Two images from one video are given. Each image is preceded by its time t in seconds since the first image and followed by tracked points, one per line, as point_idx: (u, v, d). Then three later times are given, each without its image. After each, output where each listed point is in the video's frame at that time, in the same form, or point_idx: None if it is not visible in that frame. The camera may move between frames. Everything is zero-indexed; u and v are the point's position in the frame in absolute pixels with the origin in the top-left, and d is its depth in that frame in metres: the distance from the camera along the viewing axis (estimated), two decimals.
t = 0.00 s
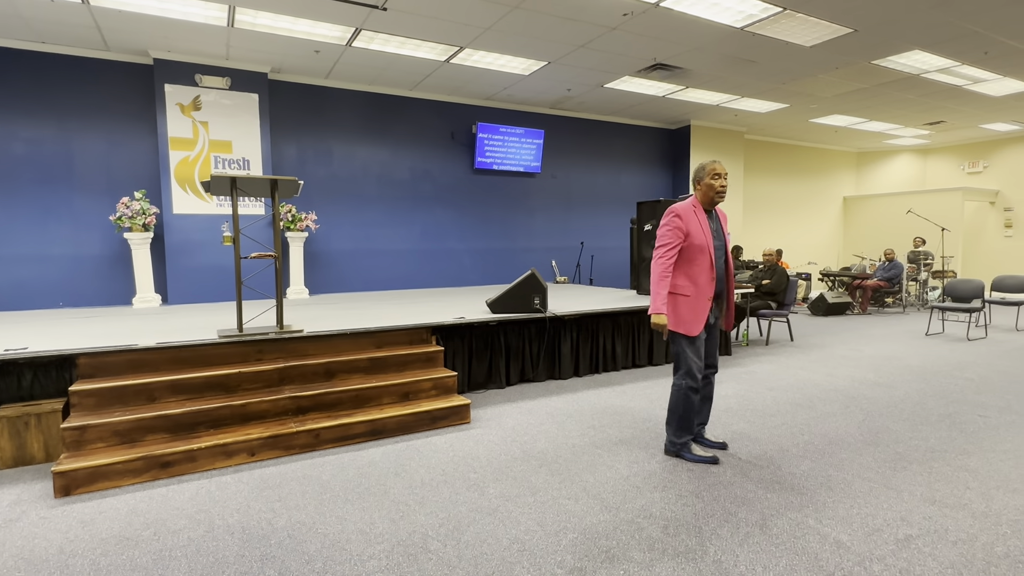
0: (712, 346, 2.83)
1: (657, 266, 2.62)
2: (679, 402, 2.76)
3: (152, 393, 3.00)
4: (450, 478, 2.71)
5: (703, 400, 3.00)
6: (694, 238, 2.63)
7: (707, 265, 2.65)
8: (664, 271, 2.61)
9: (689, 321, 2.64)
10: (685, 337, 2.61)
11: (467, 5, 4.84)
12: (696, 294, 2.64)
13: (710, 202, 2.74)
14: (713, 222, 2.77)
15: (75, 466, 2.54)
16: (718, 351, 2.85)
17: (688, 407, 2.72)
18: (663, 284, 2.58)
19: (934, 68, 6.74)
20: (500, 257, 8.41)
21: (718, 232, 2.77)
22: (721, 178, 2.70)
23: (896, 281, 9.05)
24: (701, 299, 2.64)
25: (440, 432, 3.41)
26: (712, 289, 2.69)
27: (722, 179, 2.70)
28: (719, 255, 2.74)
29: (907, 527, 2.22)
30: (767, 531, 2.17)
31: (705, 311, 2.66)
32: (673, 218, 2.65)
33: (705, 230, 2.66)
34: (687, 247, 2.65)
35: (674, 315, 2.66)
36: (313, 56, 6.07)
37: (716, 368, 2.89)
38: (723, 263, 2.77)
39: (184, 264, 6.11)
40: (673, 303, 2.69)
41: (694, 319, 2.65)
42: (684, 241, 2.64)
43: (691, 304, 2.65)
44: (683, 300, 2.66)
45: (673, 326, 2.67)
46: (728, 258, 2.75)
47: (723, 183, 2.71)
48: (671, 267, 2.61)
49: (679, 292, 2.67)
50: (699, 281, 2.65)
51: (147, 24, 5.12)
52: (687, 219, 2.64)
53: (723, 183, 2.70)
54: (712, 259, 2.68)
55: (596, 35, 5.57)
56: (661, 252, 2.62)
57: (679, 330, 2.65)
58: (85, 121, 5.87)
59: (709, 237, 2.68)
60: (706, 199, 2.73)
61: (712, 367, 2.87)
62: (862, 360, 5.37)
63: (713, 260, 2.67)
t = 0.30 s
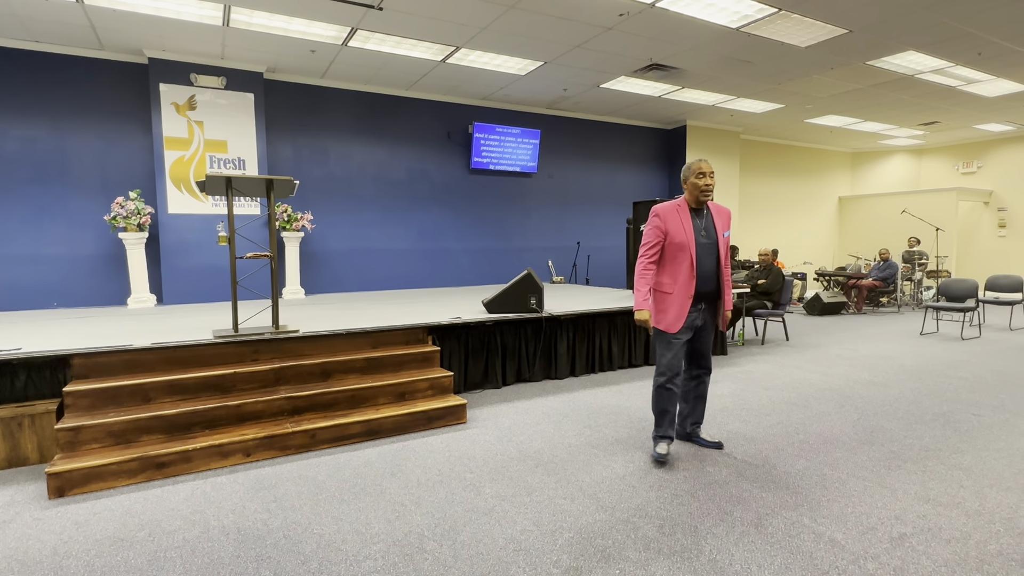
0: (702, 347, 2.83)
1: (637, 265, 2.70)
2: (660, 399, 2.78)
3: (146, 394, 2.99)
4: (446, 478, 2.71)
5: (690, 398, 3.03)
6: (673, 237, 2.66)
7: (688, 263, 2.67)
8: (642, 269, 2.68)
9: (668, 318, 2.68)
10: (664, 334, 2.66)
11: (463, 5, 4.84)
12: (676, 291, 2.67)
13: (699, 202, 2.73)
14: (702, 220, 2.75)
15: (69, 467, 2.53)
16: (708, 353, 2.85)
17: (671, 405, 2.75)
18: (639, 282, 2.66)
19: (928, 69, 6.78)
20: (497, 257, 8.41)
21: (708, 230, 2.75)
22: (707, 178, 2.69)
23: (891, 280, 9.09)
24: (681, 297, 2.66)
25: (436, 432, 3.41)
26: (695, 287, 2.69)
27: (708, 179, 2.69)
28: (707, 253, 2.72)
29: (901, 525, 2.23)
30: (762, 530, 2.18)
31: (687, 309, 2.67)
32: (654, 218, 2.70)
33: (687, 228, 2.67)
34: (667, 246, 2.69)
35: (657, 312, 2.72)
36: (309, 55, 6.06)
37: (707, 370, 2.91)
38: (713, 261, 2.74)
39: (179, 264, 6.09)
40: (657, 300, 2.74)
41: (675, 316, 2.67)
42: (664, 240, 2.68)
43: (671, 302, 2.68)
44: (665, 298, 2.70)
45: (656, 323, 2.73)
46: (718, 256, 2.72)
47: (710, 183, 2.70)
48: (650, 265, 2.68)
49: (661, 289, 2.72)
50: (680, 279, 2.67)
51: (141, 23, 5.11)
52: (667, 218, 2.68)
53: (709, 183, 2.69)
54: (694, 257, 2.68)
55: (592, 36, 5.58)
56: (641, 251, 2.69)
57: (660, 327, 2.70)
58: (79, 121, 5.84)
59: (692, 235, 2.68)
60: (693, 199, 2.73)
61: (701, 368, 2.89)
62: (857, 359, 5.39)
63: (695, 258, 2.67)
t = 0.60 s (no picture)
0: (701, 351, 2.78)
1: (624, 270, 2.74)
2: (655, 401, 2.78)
3: (148, 394, 3.00)
4: (448, 479, 2.71)
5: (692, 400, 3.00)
6: (655, 240, 2.65)
7: (673, 266, 2.64)
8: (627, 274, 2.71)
9: (656, 322, 2.67)
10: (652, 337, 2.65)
11: (465, 5, 4.84)
12: (663, 295, 2.65)
13: (680, 202, 2.69)
14: (686, 220, 2.71)
15: (72, 467, 2.54)
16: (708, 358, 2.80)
17: (665, 408, 2.75)
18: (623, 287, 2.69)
19: (931, 68, 6.76)
20: (498, 257, 8.41)
21: (694, 230, 2.70)
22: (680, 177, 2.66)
23: (894, 280, 9.06)
24: (666, 300, 2.63)
25: (437, 432, 3.41)
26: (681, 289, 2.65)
27: (681, 178, 2.66)
28: (693, 254, 2.67)
29: (903, 526, 2.22)
30: (764, 530, 2.18)
31: (674, 312, 2.64)
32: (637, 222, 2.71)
33: (669, 230, 2.65)
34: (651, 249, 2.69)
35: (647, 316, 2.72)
36: (311, 55, 6.06)
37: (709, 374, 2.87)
38: (701, 261, 2.68)
39: (182, 264, 6.10)
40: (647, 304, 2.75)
41: (662, 319, 2.66)
42: (647, 244, 2.69)
43: (658, 306, 2.67)
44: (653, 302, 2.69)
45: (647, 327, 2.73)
46: (706, 255, 2.66)
47: (685, 181, 2.65)
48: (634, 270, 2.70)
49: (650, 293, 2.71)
50: (665, 282, 2.64)
51: (144, 24, 5.11)
52: (649, 221, 2.68)
53: (684, 181, 2.65)
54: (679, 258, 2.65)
55: (593, 36, 5.57)
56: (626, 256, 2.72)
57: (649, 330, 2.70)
58: (81, 121, 5.85)
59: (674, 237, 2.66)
60: (674, 200, 2.69)
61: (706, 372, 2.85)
62: (859, 360, 5.38)
63: (679, 259, 2.63)
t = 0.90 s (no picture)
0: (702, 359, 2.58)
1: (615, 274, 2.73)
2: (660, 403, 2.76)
3: (157, 392, 3.02)
4: (454, 478, 2.71)
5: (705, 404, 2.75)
6: (639, 241, 2.62)
7: (656, 267, 2.57)
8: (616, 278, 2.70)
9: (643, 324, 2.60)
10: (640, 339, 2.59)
11: (471, 5, 4.84)
12: (647, 296, 2.58)
13: (665, 201, 2.62)
14: (672, 219, 2.63)
15: (82, 465, 2.56)
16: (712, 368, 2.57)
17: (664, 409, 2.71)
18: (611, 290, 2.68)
19: (941, 66, 6.70)
20: (505, 257, 8.41)
21: (682, 229, 2.60)
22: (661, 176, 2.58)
23: (903, 280, 8.99)
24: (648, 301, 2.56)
25: (443, 432, 3.41)
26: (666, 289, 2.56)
27: (663, 176, 2.58)
28: (679, 254, 2.58)
29: (913, 527, 2.20)
30: (772, 531, 2.16)
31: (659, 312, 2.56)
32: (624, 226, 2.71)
33: (652, 230, 2.60)
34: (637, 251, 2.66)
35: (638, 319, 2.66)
36: (318, 56, 6.08)
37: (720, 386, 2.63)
38: (689, 260, 2.57)
39: (190, 264, 6.14)
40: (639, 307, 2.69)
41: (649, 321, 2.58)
42: (632, 246, 2.67)
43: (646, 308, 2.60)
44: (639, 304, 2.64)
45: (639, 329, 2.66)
46: (692, 255, 2.55)
47: (667, 179, 2.57)
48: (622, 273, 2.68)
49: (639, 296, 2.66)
50: (648, 283, 2.58)
51: (153, 25, 5.15)
52: (635, 224, 2.67)
53: (665, 180, 2.57)
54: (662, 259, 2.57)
55: (600, 35, 5.56)
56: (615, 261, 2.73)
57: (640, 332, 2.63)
58: (91, 122, 5.90)
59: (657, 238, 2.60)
60: (659, 199, 2.63)
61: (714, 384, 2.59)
62: (868, 360, 5.34)
63: (661, 259, 2.56)
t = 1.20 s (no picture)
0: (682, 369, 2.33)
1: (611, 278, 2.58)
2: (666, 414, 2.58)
3: (171, 391, 3.05)
4: (464, 478, 2.71)
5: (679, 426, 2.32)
6: (631, 245, 2.45)
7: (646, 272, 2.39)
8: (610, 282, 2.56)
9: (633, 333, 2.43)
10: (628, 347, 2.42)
11: (481, 5, 4.85)
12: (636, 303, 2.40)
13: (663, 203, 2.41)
14: (668, 222, 2.41)
15: (97, 462, 2.59)
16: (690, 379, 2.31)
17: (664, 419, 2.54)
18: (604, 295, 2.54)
19: (958, 64, 6.60)
20: (515, 257, 8.41)
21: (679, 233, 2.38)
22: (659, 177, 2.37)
23: (919, 281, 8.87)
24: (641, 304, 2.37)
25: (453, 431, 3.42)
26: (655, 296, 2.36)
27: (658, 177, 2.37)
28: (672, 259, 2.36)
29: (928, 531, 2.17)
30: (784, 534, 2.14)
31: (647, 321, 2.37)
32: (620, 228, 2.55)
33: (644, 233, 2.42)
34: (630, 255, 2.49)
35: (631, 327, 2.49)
36: (329, 57, 6.12)
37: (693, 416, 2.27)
38: (682, 266, 2.34)
39: (203, 264, 6.21)
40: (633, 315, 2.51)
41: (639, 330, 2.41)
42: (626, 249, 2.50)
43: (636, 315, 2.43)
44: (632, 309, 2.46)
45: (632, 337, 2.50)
46: (686, 261, 2.33)
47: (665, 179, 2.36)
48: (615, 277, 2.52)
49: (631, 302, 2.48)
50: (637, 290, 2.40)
51: (167, 28, 5.21)
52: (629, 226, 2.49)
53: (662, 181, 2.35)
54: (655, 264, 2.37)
55: (610, 34, 5.54)
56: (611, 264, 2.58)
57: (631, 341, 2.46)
58: (107, 124, 5.98)
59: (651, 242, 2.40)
60: (655, 201, 2.42)
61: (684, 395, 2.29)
62: (883, 361, 5.28)
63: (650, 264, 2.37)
